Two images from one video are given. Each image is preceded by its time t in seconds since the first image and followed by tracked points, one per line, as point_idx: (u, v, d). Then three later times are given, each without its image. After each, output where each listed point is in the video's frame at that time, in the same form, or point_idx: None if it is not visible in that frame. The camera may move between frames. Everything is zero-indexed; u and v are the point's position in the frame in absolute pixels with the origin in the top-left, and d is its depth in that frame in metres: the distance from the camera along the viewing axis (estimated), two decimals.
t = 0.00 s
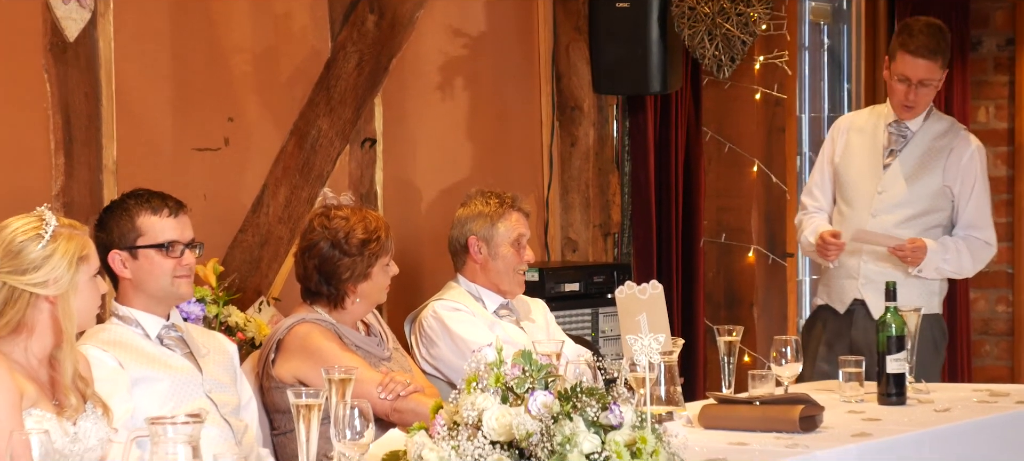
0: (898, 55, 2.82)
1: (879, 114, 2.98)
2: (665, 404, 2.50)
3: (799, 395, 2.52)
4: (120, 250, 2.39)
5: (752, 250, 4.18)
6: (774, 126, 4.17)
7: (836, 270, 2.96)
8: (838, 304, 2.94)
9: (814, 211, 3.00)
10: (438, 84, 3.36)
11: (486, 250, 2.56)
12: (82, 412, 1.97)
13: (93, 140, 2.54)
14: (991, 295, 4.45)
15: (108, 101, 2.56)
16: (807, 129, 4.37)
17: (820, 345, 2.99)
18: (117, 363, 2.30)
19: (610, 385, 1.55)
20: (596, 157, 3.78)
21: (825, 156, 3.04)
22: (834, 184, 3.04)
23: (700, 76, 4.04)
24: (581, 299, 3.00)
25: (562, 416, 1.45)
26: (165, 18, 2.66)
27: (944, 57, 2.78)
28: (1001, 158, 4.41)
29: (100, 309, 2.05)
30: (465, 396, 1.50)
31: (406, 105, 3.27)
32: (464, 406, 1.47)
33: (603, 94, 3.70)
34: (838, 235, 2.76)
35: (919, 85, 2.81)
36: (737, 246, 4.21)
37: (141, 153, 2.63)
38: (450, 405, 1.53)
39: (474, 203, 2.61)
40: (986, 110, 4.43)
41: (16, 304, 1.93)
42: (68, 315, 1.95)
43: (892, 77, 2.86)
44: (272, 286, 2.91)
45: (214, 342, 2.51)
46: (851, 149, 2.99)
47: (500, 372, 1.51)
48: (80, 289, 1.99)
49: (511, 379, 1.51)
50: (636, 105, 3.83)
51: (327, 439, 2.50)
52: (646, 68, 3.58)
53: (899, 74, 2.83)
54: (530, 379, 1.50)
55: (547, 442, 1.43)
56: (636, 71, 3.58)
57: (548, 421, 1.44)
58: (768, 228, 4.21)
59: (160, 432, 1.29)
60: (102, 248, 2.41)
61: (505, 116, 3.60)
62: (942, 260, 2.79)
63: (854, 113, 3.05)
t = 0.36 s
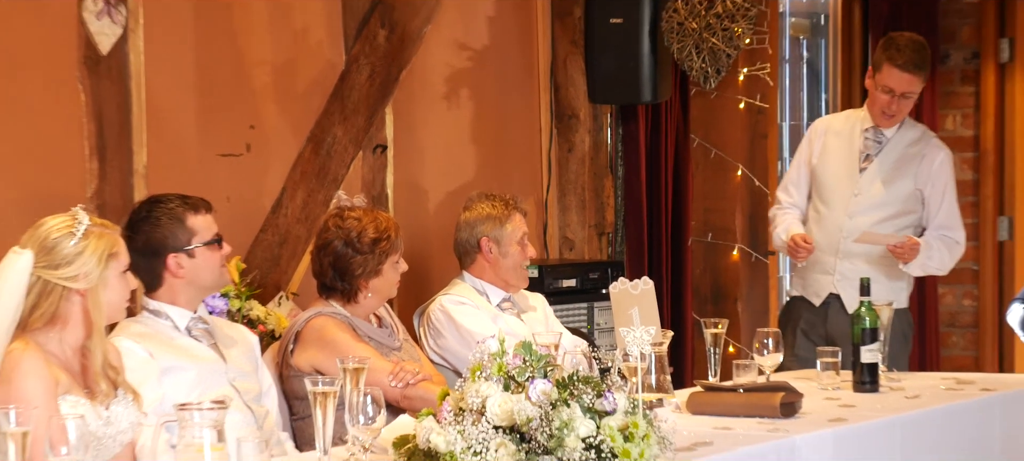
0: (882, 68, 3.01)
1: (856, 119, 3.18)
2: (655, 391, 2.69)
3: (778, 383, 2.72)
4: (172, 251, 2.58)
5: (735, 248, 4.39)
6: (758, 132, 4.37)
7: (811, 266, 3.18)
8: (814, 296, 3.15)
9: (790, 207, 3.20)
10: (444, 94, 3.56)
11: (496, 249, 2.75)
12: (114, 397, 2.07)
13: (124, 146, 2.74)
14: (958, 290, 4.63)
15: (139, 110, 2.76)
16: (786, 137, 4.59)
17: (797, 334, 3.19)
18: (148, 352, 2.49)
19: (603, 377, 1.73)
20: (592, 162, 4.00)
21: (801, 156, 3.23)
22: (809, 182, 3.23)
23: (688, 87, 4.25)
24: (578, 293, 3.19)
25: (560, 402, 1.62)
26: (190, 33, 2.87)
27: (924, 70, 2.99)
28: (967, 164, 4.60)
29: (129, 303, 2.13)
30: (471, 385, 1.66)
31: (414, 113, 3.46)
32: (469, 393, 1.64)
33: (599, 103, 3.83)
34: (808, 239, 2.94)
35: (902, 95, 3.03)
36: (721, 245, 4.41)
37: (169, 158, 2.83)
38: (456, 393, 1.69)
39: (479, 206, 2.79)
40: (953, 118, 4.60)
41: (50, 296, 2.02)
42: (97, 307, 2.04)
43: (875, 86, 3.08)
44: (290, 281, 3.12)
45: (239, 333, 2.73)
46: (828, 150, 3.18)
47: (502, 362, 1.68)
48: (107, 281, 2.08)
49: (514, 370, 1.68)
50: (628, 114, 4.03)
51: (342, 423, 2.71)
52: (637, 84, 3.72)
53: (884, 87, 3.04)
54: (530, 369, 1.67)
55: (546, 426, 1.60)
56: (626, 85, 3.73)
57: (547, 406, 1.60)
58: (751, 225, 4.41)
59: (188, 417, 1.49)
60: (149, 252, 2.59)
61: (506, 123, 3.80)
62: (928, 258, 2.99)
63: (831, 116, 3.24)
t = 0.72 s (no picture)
0: (842, 73, 3.27)
1: (825, 128, 3.38)
2: (644, 382, 2.89)
3: (757, 375, 2.93)
4: (197, 252, 2.78)
5: (719, 248, 4.60)
6: (739, 141, 4.60)
7: (796, 267, 3.32)
8: (800, 298, 3.31)
9: (761, 211, 3.37)
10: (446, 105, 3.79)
11: (496, 249, 2.95)
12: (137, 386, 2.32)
13: (149, 153, 2.97)
14: (925, 287, 4.96)
15: (163, 120, 2.99)
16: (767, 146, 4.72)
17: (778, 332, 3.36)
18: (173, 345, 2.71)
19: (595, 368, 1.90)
20: (585, 168, 4.22)
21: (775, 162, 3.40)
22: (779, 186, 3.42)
23: (675, 98, 4.41)
24: (571, 291, 3.40)
25: (555, 392, 1.80)
26: (211, 48, 3.09)
27: (881, 76, 3.23)
28: (934, 170, 4.94)
29: (144, 300, 2.33)
30: (472, 376, 1.83)
31: (419, 122, 3.70)
32: (471, 383, 1.80)
33: (593, 114, 4.04)
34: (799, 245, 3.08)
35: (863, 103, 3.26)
36: (706, 246, 4.63)
37: (190, 165, 3.05)
38: (458, 383, 1.86)
39: (478, 210, 2.99)
40: (920, 128, 4.94)
41: (68, 288, 2.23)
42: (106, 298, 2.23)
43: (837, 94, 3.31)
44: (305, 279, 3.33)
45: (255, 327, 2.93)
46: (800, 157, 3.38)
47: (502, 355, 1.86)
48: (122, 279, 2.28)
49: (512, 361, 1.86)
50: (619, 123, 4.21)
51: (353, 410, 2.92)
52: (628, 94, 3.91)
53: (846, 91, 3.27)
54: (528, 361, 1.85)
55: (543, 414, 1.77)
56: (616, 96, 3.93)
57: (544, 396, 1.78)
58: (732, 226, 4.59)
59: (211, 406, 1.73)
60: (176, 253, 2.78)
61: (506, 131, 4.05)
62: (888, 255, 3.25)
63: (798, 123, 3.43)
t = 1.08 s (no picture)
0: (791, 82, 3.54)
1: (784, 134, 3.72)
2: (634, 367, 3.17)
3: (738, 360, 3.21)
4: (228, 249, 3.07)
5: (702, 245, 4.88)
6: (722, 149, 4.86)
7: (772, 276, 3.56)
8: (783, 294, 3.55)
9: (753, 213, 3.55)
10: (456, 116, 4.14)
11: (498, 246, 3.23)
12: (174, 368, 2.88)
13: (184, 159, 3.34)
14: (891, 281, 5.48)
15: (196, 128, 3.36)
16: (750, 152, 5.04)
17: (762, 330, 3.62)
18: (205, 333, 3.00)
19: (591, 355, 2.12)
20: (581, 171, 4.52)
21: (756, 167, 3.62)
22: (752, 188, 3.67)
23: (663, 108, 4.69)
24: (568, 284, 3.68)
25: (554, 377, 2.01)
26: (239, 62, 3.46)
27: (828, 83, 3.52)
28: (899, 174, 5.48)
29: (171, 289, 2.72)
30: (477, 361, 2.04)
31: (430, 131, 4.04)
32: (477, 368, 2.01)
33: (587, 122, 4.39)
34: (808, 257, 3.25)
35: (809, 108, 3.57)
36: (692, 242, 4.91)
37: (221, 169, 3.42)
38: (465, 369, 2.07)
39: (482, 210, 3.26)
40: (886, 135, 5.48)
41: (103, 277, 2.67)
42: (131, 285, 2.65)
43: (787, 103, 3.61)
44: (325, 274, 3.70)
45: (281, 319, 3.21)
46: (773, 162, 3.66)
47: (505, 342, 2.07)
48: (148, 269, 2.69)
49: (513, 348, 2.07)
50: (612, 130, 4.53)
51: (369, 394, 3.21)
52: (619, 104, 4.28)
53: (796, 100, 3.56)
54: (529, 347, 2.06)
55: (542, 396, 1.99)
56: (608, 107, 4.29)
57: (543, 380, 1.99)
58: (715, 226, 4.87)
59: (240, 388, 1.91)
60: (209, 250, 3.08)
61: (507, 134, 4.35)
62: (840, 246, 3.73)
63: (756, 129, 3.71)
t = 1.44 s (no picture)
0: (738, 97, 3.99)
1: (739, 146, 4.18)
2: (619, 349, 3.60)
3: (710, 344, 3.63)
4: (264, 247, 3.50)
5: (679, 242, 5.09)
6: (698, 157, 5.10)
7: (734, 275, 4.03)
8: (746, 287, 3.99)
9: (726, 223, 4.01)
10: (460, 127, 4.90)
11: (500, 243, 3.67)
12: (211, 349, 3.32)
13: (221, 164, 3.95)
14: (844, 273, 6.36)
15: (232, 138, 3.98)
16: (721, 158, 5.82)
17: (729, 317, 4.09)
18: (241, 322, 3.43)
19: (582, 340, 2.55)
20: (572, 176, 5.44)
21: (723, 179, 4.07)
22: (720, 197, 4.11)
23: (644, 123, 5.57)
24: (561, 277, 4.12)
25: (547, 358, 2.44)
26: (270, 82, 4.11)
27: (770, 99, 3.97)
28: (851, 179, 6.36)
29: (208, 278, 3.21)
30: (481, 346, 2.47)
31: (439, 141, 4.80)
32: (481, 352, 2.45)
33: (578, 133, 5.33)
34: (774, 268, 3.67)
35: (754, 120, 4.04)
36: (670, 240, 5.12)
37: (255, 174, 4.07)
38: (469, 351, 2.50)
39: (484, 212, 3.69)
40: (841, 145, 6.37)
41: (150, 270, 3.18)
42: (175, 277, 3.15)
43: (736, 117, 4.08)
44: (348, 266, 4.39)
45: (308, 309, 3.64)
46: (737, 173, 4.12)
47: (505, 328, 2.51)
48: (189, 262, 3.17)
49: (512, 333, 2.51)
50: (599, 141, 5.47)
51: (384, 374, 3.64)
52: (605, 115, 5.22)
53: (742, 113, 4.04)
54: (525, 332, 2.50)
55: (537, 375, 2.41)
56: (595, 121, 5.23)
57: (538, 361, 2.42)
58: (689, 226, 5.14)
59: (271, 369, 2.41)
60: (246, 247, 3.51)
61: (507, 145, 5.18)
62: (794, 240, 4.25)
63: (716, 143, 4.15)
